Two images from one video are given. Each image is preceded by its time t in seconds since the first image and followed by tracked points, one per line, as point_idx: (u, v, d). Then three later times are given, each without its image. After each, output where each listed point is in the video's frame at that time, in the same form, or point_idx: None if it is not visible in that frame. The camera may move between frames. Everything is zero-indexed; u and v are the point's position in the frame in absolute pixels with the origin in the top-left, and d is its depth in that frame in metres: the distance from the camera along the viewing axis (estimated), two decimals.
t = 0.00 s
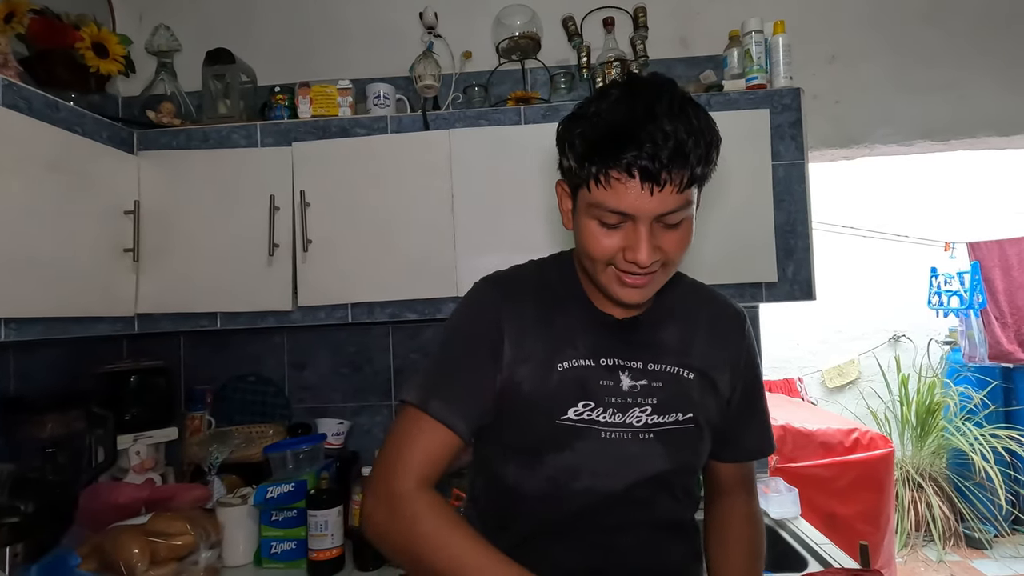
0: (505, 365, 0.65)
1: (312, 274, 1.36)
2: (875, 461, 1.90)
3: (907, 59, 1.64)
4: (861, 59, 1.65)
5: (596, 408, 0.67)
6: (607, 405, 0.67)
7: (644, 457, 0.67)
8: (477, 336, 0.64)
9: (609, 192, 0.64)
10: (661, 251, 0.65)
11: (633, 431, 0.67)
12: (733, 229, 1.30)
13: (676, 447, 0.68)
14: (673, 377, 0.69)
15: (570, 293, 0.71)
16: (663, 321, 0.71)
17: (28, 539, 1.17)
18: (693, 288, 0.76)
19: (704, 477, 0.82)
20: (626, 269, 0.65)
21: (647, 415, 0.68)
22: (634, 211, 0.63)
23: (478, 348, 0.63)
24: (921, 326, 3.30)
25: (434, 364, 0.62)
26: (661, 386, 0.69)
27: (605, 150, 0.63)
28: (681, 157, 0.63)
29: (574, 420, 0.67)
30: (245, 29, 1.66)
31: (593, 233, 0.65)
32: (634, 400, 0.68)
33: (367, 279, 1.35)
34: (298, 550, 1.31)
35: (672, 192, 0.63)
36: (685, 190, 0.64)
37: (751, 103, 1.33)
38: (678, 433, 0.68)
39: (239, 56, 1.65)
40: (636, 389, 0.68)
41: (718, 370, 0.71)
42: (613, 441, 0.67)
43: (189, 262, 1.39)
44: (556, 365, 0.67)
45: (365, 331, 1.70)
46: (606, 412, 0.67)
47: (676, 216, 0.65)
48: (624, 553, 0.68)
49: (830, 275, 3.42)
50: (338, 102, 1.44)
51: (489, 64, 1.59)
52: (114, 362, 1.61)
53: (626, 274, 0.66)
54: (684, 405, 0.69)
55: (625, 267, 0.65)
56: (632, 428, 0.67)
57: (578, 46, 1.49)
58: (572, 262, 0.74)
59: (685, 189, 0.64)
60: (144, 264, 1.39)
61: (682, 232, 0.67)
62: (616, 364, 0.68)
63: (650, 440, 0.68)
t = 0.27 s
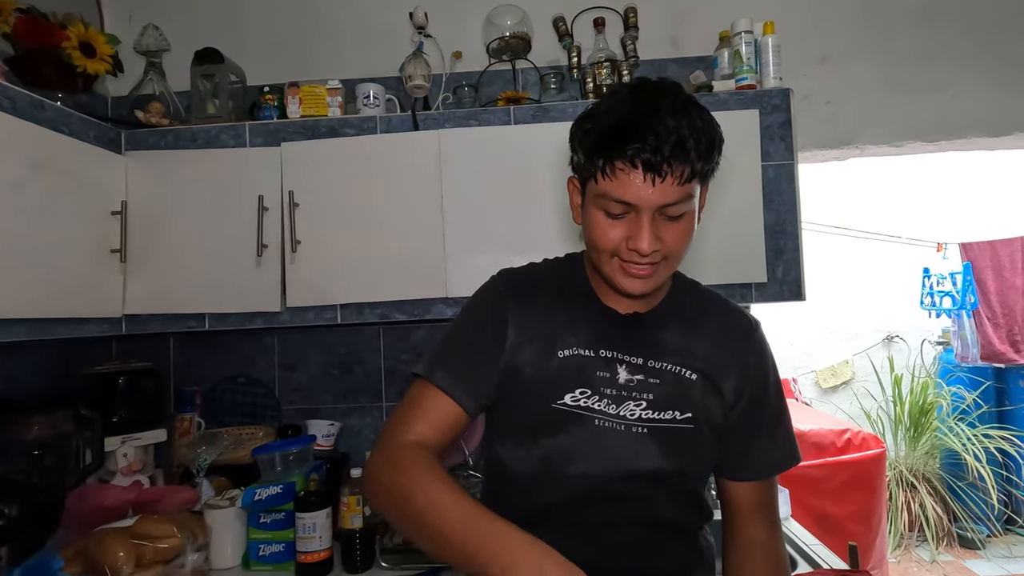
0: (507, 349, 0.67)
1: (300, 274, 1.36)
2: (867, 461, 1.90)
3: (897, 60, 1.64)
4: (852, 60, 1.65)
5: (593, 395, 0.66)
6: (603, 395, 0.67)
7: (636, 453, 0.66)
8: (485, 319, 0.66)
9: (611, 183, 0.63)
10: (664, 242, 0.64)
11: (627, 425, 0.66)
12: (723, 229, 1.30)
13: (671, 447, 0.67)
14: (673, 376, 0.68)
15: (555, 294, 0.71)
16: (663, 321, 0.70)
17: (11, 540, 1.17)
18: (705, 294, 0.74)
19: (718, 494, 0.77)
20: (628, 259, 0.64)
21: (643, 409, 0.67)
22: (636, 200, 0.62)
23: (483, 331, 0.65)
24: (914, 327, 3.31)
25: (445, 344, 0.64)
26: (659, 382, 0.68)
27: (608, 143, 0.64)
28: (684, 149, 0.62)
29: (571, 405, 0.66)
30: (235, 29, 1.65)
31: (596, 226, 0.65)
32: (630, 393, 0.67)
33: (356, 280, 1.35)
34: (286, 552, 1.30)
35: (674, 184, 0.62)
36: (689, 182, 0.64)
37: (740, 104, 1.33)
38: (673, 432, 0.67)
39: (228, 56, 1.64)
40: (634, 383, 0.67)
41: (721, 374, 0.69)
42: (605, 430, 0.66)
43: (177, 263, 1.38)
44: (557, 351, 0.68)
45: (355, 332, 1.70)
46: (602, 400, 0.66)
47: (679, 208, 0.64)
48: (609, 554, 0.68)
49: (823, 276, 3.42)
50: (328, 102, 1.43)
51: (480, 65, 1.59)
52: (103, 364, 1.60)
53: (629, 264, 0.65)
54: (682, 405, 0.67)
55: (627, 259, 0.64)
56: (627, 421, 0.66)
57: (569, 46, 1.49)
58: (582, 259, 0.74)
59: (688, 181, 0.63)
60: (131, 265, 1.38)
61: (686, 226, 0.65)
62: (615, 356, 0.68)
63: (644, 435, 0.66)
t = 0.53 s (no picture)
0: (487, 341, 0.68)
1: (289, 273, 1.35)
2: (860, 459, 1.90)
3: (888, 59, 1.64)
4: (844, 58, 1.65)
5: (574, 384, 0.68)
6: (584, 385, 0.68)
7: (614, 446, 0.67)
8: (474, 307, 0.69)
9: (591, 176, 0.64)
10: (646, 230, 0.64)
11: (607, 417, 0.67)
12: (713, 226, 1.30)
13: (650, 441, 0.67)
14: (656, 371, 0.68)
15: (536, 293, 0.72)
16: (648, 318, 0.70)
17: None
18: (696, 290, 0.73)
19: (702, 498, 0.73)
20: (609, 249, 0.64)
21: (623, 402, 0.67)
22: (617, 186, 0.63)
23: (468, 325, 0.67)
24: (908, 326, 3.31)
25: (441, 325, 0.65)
26: (642, 376, 0.68)
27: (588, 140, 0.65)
28: (665, 137, 0.63)
29: (552, 393, 0.68)
30: (225, 27, 1.64)
31: (581, 215, 0.66)
32: (612, 386, 0.67)
33: (346, 279, 1.34)
34: (275, 552, 1.29)
35: (656, 171, 0.63)
36: (669, 170, 0.64)
37: (730, 102, 1.33)
38: (653, 427, 0.67)
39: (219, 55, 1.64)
40: (616, 376, 0.68)
41: (707, 372, 0.68)
42: (584, 420, 0.67)
43: (167, 262, 1.37)
44: (542, 340, 0.69)
45: (346, 331, 1.69)
46: (583, 391, 0.67)
47: (662, 195, 0.64)
48: (590, 551, 0.68)
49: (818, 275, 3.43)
50: (317, 100, 1.43)
51: (471, 63, 1.58)
52: (92, 364, 1.59)
53: (610, 255, 0.65)
54: (664, 400, 0.67)
55: (611, 245, 0.65)
56: (607, 413, 0.67)
57: (559, 44, 1.48)
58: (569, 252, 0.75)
59: (669, 169, 0.64)
60: (119, 263, 1.37)
61: (672, 213, 0.66)
62: (599, 348, 0.69)
63: (623, 428, 0.67)
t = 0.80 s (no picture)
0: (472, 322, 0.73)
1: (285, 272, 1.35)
2: (856, 458, 1.90)
3: (885, 56, 1.64)
4: (840, 56, 1.65)
5: (550, 370, 0.72)
6: (561, 372, 0.72)
7: (588, 430, 0.70)
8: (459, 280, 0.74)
9: (564, 159, 0.69)
10: (618, 211, 0.68)
11: (583, 403, 0.71)
12: (708, 225, 1.30)
13: (624, 426, 0.71)
14: (632, 359, 0.71)
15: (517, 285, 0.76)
16: (625, 309, 0.73)
17: None
18: (673, 284, 0.77)
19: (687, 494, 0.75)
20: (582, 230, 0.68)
21: (599, 389, 0.71)
22: (588, 167, 0.67)
23: (454, 299, 0.72)
24: (907, 325, 3.31)
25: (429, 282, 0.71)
26: (618, 363, 0.71)
27: (559, 125, 0.70)
28: (631, 118, 0.68)
29: (528, 379, 0.72)
30: (221, 26, 1.64)
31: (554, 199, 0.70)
32: (589, 372, 0.71)
33: (340, 277, 1.34)
34: (271, 551, 1.29)
35: (625, 153, 0.67)
36: (639, 151, 0.68)
37: (726, 99, 1.33)
38: (628, 412, 0.71)
39: (215, 53, 1.64)
40: (592, 363, 0.72)
41: (682, 360, 0.72)
42: (559, 405, 0.71)
43: (162, 259, 1.37)
44: (517, 327, 0.73)
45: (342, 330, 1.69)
46: (560, 377, 0.71)
47: (632, 176, 0.68)
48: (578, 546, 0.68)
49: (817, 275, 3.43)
50: (313, 98, 1.43)
51: (467, 61, 1.58)
52: (87, 362, 1.59)
53: (584, 237, 0.69)
54: (639, 387, 0.71)
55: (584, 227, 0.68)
56: (583, 399, 0.71)
57: (554, 43, 1.47)
58: (550, 245, 0.79)
59: (639, 150, 0.68)
60: (114, 262, 1.37)
61: (642, 195, 0.70)
62: (576, 337, 0.72)
63: (599, 413, 0.71)
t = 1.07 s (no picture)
0: (462, 315, 0.69)
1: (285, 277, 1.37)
2: (855, 461, 1.92)
3: (882, 61, 1.64)
4: (837, 61, 1.66)
5: (541, 377, 0.68)
6: (553, 378, 0.69)
7: (581, 437, 0.68)
8: (450, 266, 0.70)
9: (548, 148, 0.71)
10: (602, 196, 0.68)
11: (575, 409, 0.68)
12: (706, 230, 1.31)
13: (617, 433, 0.69)
14: (621, 366, 0.70)
15: (515, 279, 0.73)
16: (615, 313, 0.72)
17: None
18: (657, 291, 0.76)
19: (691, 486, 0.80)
20: (568, 215, 0.68)
21: (592, 395, 0.69)
22: (573, 156, 0.70)
23: (445, 287, 0.69)
24: (907, 326, 3.31)
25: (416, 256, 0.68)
26: (609, 370, 0.70)
27: (542, 119, 0.73)
28: (610, 109, 0.71)
29: (517, 386, 0.68)
30: (221, 32, 1.65)
31: (540, 192, 0.70)
32: (581, 379, 0.69)
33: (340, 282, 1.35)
34: (272, 554, 1.30)
35: (608, 141, 0.70)
36: (620, 140, 0.71)
37: (723, 106, 1.34)
38: (621, 420, 0.69)
39: (215, 59, 1.65)
40: (584, 369, 0.69)
41: (669, 366, 0.71)
42: (551, 412, 0.68)
43: (163, 265, 1.38)
44: (506, 331, 0.69)
45: (343, 334, 1.70)
46: (551, 383, 0.68)
47: (615, 165, 0.71)
48: (574, 556, 0.69)
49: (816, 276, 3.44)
50: (313, 104, 1.44)
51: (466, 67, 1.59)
52: (91, 366, 1.61)
53: (569, 226, 0.68)
54: (630, 394, 0.69)
55: (572, 217, 0.68)
56: (576, 405, 0.68)
57: (553, 48, 1.48)
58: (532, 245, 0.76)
59: (619, 139, 0.71)
60: (116, 267, 1.39)
61: (625, 184, 0.72)
62: (565, 343, 0.70)
63: (592, 420, 0.68)
